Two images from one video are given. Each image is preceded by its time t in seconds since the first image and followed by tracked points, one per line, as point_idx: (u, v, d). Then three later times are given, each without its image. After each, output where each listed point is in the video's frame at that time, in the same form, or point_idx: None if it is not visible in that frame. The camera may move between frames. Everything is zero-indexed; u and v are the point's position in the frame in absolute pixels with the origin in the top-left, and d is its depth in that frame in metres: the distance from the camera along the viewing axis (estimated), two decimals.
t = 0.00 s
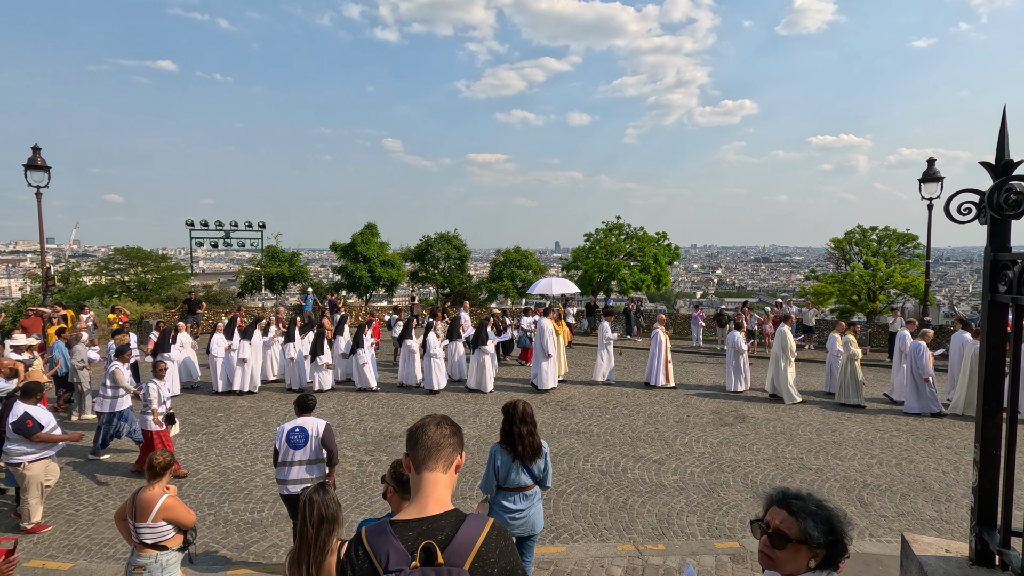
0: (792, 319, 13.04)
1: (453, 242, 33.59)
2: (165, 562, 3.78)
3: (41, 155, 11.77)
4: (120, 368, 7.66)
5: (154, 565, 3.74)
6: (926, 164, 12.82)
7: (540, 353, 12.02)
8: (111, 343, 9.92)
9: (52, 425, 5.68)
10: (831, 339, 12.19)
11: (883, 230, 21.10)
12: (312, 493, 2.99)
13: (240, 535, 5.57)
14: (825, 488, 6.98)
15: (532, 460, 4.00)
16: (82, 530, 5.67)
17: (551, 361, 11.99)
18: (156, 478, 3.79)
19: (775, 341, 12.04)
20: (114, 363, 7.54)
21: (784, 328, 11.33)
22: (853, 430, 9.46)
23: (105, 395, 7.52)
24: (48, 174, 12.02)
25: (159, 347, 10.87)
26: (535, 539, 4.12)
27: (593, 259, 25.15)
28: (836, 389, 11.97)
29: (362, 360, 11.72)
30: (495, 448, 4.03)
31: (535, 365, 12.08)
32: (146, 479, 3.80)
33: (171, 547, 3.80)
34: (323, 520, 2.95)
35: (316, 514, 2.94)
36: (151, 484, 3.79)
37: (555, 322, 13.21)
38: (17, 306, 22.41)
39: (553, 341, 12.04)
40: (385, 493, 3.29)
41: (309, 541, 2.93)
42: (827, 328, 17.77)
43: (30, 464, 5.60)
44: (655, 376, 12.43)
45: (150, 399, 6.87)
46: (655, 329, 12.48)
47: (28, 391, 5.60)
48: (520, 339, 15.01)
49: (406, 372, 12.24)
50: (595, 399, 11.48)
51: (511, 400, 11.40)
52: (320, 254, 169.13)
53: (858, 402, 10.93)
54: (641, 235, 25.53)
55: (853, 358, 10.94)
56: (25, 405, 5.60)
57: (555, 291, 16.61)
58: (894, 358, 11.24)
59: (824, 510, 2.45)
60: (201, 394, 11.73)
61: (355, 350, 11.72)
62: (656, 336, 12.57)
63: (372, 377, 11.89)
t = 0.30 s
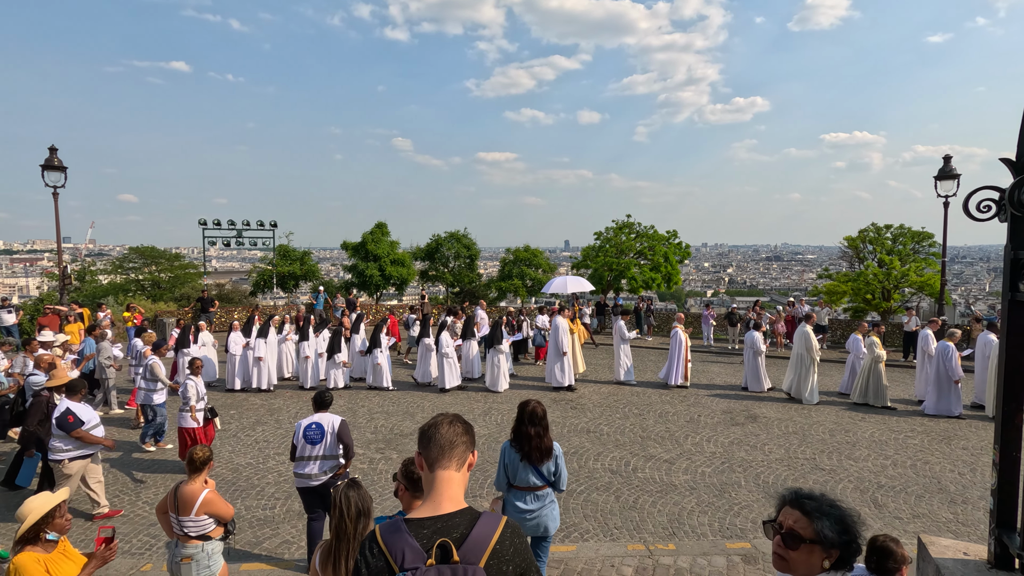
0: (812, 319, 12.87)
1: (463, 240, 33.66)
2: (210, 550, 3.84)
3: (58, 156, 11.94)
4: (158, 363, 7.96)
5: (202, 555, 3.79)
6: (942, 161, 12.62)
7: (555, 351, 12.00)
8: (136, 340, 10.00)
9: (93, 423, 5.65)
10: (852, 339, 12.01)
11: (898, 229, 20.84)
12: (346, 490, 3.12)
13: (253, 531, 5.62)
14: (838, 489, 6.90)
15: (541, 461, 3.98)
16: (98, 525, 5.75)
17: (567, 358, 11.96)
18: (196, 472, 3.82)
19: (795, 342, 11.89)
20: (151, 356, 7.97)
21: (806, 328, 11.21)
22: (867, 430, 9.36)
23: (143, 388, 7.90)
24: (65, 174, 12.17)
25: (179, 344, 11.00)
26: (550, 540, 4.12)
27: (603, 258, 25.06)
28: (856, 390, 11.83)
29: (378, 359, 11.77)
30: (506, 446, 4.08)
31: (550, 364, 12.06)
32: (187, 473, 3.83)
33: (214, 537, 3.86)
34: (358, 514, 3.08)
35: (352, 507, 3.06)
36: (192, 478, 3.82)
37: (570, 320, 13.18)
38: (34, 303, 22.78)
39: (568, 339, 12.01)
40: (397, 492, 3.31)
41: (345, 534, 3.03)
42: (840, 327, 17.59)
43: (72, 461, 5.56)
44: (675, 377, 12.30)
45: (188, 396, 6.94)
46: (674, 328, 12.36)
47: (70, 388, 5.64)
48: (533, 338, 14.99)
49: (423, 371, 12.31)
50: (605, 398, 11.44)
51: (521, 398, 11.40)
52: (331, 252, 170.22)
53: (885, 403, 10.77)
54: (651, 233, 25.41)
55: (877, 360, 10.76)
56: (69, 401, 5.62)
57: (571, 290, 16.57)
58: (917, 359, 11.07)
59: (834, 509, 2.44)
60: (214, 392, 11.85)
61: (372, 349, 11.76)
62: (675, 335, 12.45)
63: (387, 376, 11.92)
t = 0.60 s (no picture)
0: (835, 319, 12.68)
1: (473, 239, 33.72)
2: (251, 538, 3.95)
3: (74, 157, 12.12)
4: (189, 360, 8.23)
5: (244, 541, 3.89)
6: (959, 159, 12.42)
7: (570, 352, 12.05)
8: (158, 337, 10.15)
9: (128, 416, 5.75)
10: (877, 339, 11.78)
11: (913, 227, 20.55)
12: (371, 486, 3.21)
13: (267, 528, 5.68)
14: (851, 490, 6.83)
15: (551, 459, 3.98)
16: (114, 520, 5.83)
17: (584, 358, 12.02)
18: (230, 466, 3.92)
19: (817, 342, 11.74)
20: (184, 353, 8.24)
21: (828, 328, 11.02)
22: (881, 431, 9.25)
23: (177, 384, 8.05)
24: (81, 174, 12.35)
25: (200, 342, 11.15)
26: (563, 537, 4.10)
27: (613, 257, 24.97)
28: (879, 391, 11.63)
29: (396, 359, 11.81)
30: (518, 442, 4.13)
31: (567, 363, 12.09)
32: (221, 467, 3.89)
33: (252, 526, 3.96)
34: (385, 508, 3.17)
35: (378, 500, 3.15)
36: (228, 471, 3.90)
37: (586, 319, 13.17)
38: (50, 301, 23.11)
39: (585, 339, 11.99)
40: (409, 491, 3.32)
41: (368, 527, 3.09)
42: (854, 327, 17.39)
43: (116, 451, 5.68)
44: (694, 375, 12.13)
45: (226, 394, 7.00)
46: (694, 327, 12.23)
47: (109, 380, 5.75)
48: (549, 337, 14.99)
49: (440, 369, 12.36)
50: (616, 398, 11.40)
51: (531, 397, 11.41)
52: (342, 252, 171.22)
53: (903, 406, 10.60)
54: (662, 232, 25.29)
55: (902, 361, 10.56)
56: (104, 394, 5.71)
57: (589, 289, 16.55)
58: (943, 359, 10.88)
59: (847, 510, 2.41)
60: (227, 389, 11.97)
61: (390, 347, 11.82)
62: (694, 335, 12.35)
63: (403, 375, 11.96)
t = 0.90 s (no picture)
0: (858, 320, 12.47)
1: (482, 238, 33.79)
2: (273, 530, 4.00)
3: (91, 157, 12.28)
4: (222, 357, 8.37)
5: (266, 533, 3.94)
6: (976, 156, 12.23)
7: (588, 351, 11.98)
8: (180, 335, 10.29)
9: (163, 417, 5.80)
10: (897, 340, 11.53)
11: (929, 225, 20.27)
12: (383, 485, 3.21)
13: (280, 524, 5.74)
14: (865, 491, 6.76)
15: (560, 456, 3.99)
16: (130, 514, 5.91)
17: (602, 357, 11.95)
18: (247, 462, 3.96)
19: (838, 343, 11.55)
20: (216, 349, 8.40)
21: (849, 328, 10.89)
22: (895, 432, 9.14)
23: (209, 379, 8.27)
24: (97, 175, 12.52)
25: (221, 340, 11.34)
26: (574, 534, 4.06)
27: (624, 255, 24.88)
28: (905, 394, 11.35)
29: (414, 356, 11.84)
30: (530, 437, 4.19)
31: (584, 362, 12.07)
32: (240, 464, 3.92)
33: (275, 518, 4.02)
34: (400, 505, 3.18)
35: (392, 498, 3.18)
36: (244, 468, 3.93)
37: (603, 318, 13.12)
38: (67, 299, 23.46)
39: (603, 339, 11.94)
40: (423, 487, 3.33)
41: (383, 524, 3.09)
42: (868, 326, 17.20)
43: (153, 451, 5.76)
44: (714, 377, 11.98)
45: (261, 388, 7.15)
46: (713, 328, 12.07)
47: (144, 382, 5.82)
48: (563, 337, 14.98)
49: (456, 368, 12.41)
50: (626, 397, 11.36)
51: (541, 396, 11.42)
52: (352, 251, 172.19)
53: (928, 408, 10.36)
54: (673, 231, 25.17)
55: (925, 361, 10.33)
56: (139, 395, 5.77)
57: (606, 288, 16.51)
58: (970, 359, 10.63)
59: (863, 510, 2.37)
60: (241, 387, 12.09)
61: (406, 347, 11.83)
62: (713, 335, 12.23)
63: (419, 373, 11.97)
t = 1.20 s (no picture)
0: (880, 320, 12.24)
1: (493, 237, 33.84)
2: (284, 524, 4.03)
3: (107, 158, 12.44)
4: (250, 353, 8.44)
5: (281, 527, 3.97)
6: (995, 153, 12.04)
7: (605, 352, 11.96)
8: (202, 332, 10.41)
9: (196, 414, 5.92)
10: (921, 342, 11.28)
11: (945, 223, 19.99)
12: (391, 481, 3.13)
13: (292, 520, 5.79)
14: (879, 492, 6.69)
15: (571, 452, 3.99)
16: (145, 510, 5.99)
17: (619, 357, 11.91)
18: (258, 459, 3.96)
19: (861, 343, 11.34)
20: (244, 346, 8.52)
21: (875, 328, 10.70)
22: (911, 433, 9.02)
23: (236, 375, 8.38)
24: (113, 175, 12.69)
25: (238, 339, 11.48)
26: (586, 530, 4.06)
27: (634, 254, 24.77)
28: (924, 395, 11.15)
29: (428, 355, 11.87)
30: (543, 434, 4.21)
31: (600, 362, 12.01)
32: (252, 460, 3.94)
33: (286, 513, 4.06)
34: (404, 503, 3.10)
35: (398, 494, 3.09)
36: (257, 463, 3.96)
37: (619, 317, 13.07)
38: (84, 297, 23.82)
39: (619, 338, 11.90)
40: (434, 485, 3.33)
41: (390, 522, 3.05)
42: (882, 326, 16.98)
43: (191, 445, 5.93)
44: (735, 377, 11.87)
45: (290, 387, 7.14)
46: (734, 327, 11.96)
47: (177, 379, 5.87)
48: (579, 336, 14.97)
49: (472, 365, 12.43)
50: (636, 396, 11.32)
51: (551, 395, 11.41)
52: (363, 250, 173.08)
53: (959, 410, 10.16)
54: (684, 230, 25.03)
55: (954, 364, 10.14)
56: (173, 392, 5.89)
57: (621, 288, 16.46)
58: (998, 360, 10.43)
59: (876, 512, 2.33)
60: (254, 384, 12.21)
61: (422, 346, 11.87)
62: (735, 335, 12.11)
63: (433, 372, 11.98)
